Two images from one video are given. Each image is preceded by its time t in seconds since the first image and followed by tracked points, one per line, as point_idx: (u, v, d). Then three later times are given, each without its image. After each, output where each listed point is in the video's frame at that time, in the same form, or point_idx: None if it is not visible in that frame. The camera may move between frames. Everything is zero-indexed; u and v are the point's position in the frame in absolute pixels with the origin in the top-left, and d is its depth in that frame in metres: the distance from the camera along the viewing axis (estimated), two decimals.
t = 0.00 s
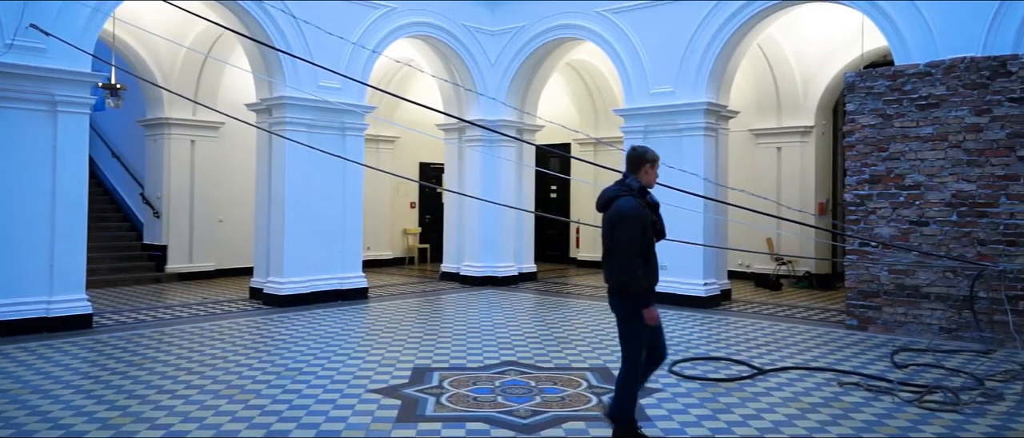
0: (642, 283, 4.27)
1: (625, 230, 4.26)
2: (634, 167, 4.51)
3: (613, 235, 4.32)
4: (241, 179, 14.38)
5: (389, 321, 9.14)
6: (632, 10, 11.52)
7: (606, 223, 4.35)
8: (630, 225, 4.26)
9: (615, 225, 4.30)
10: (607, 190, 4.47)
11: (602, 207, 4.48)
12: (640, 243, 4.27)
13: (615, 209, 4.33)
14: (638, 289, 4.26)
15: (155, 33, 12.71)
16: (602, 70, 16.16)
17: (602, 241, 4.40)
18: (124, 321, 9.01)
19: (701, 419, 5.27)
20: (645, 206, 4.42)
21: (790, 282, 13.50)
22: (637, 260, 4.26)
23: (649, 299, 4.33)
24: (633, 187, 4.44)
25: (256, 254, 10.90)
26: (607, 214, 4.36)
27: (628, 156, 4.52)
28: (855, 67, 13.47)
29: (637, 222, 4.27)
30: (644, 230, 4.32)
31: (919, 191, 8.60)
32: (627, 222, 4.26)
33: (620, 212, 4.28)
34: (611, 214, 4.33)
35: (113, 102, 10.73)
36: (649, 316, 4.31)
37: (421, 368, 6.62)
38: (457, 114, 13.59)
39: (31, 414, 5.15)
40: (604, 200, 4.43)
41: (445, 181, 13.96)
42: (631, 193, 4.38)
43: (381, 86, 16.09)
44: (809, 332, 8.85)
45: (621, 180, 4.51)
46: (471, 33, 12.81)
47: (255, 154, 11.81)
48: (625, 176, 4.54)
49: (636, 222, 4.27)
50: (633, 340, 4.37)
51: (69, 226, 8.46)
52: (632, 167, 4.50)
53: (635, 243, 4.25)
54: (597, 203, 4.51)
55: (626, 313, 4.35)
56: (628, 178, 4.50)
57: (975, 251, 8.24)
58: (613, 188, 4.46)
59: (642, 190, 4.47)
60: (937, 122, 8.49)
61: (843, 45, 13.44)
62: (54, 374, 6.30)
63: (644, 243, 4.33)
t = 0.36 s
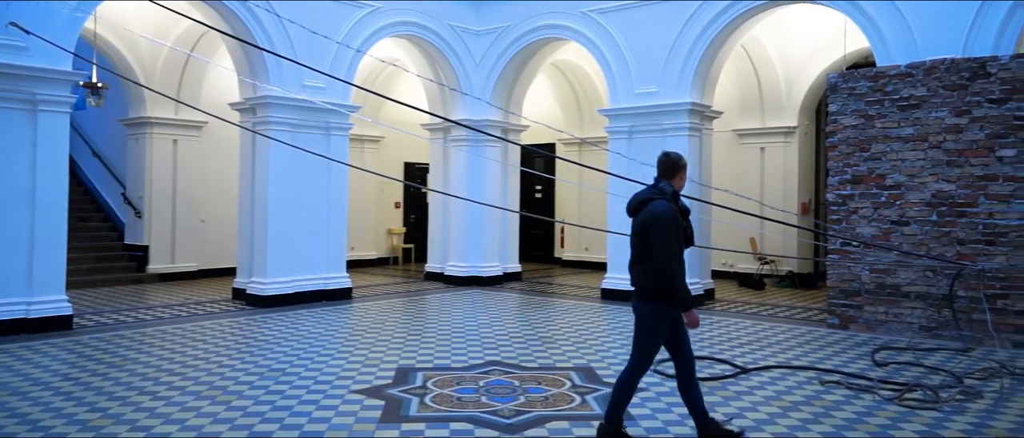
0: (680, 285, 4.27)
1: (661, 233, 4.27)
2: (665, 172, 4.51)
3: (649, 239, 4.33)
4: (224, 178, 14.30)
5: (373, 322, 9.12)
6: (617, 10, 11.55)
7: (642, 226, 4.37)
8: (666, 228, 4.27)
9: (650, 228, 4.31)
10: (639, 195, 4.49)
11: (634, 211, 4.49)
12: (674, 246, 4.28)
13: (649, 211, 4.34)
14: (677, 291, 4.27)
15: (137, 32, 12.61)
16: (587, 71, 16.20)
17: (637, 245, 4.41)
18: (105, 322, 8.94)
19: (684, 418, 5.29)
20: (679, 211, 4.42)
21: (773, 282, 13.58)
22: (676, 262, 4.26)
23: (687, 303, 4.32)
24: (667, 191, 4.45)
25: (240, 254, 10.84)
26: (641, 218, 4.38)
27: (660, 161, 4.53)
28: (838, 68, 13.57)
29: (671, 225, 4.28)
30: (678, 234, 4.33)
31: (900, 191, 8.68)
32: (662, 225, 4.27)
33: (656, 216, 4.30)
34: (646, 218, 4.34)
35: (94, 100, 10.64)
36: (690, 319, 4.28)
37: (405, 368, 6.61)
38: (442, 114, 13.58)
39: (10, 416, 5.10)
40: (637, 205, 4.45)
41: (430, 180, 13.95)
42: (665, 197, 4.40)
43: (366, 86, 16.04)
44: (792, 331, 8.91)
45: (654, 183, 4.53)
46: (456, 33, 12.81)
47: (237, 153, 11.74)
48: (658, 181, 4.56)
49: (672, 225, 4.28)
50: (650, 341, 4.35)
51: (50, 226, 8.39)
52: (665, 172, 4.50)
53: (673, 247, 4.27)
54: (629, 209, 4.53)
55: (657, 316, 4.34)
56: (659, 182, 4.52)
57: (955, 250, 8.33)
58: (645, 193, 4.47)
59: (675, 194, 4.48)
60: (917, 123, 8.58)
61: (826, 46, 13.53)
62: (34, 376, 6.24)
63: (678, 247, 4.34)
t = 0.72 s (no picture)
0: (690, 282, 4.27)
1: (675, 226, 4.29)
2: (676, 169, 4.57)
3: (662, 234, 4.35)
4: (186, 178, 14.09)
5: (338, 323, 9.06)
6: (583, 11, 11.61)
7: (655, 221, 4.39)
8: (680, 222, 4.28)
9: (665, 222, 4.33)
10: (652, 190, 4.52)
11: (646, 207, 4.51)
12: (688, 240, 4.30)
13: (664, 205, 4.37)
14: (686, 290, 4.28)
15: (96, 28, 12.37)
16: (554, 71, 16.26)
17: (650, 240, 4.43)
18: (63, 324, 8.76)
19: (649, 416, 5.34)
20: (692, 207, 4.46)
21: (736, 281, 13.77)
22: (688, 257, 4.28)
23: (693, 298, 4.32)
24: (679, 188, 4.50)
25: (202, 255, 10.69)
26: (654, 212, 4.41)
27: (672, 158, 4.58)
28: (800, 70, 13.79)
29: (686, 219, 4.30)
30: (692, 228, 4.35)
31: (859, 191, 8.85)
32: (676, 219, 4.28)
33: (670, 209, 4.32)
34: (659, 212, 4.37)
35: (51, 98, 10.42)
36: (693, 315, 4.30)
37: (371, 369, 6.58)
38: (409, 114, 13.54)
39: None
40: (650, 200, 4.48)
41: (397, 180, 13.89)
42: (678, 192, 4.44)
43: (331, 85, 15.92)
44: (755, 329, 9.04)
45: (666, 180, 4.57)
46: (423, 32, 12.77)
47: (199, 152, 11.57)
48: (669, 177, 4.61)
49: (686, 219, 4.30)
50: (680, 342, 4.41)
51: (4, 227, 8.19)
52: (678, 170, 4.57)
53: (686, 243, 4.28)
54: (641, 204, 4.56)
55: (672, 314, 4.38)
56: (671, 179, 4.57)
57: (912, 249, 8.51)
58: (659, 188, 4.51)
59: (687, 190, 4.53)
60: (876, 124, 8.76)
61: (789, 48, 13.73)
62: None
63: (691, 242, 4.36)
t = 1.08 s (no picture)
0: (685, 285, 4.28)
1: (677, 229, 4.32)
2: (679, 170, 4.57)
3: (663, 236, 4.39)
4: (145, 177, 13.86)
5: (301, 324, 8.97)
6: (549, 12, 11.64)
7: (657, 223, 4.43)
8: (682, 225, 4.32)
9: (667, 225, 4.36)
10: (654, 192, 4.55)
11: (649, 208, 4.54)
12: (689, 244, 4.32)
13: (667, 208, 4.39)
14: (684, 293, 4.28)
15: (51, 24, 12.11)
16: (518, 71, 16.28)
17: (652, 241, 4.47)
18: (16, 327, 8.55)
19: (612, 414, 5.38)
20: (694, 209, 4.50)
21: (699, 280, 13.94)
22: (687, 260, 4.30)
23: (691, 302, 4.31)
24: (684, 190, 4.52)
25: (161, 256, 10.52)
26: (656, 215, 4.45)
27: (676, 159, 4.59)
28: (761, 72, 13.99)
29: (686, 223, 4.33)
30: (693, 232, 4.37)
31: (818, 191, 9.01)
32: (677, 223, 4.32)
33: (673, 212, 4.35)
34: (661, 215, 4.40)
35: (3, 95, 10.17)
36: (690, 320, 4.28)
37: (333, 370, 6.53)
38: (374, 113, 13.48)
39: None
40: (652, 201, 4.50)
41: (361, 180, 13.82)
42: (680, 194, 4.46)
43: (294, 83, 15.76)
44: (716, 327, 9.16)
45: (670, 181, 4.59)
46: (388, 31, 12.72)
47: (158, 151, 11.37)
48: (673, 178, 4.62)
49: (686, 223, 4.33)
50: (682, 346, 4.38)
51: None
52: (680, 171, 4.56)
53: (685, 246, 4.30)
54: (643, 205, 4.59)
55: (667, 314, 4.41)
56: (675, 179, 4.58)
57: (868, 248, 8.69)
58: (662, 190, 4.53)
59: (691, 193, 4.55)
60: (834, 125, 8.93)
61: (751, 50, 13.92)
62: None
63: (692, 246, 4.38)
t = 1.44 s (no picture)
0: (683, 289, 4.34)
1: (683, 234, 4.39)
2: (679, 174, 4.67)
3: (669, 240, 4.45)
4: (87, 176, 13.49)
5: (249, 325, 8.84)
6: (502, 12, 11.65)
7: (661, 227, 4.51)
8: (688, 231, 4.39)
9: (673, 229, 4.43)
10: (656, 196, 4.64)
11: (653, 211, 4.61)
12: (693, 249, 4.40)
13: (673, 212, 4.46)
14: (683, 297, 4.34)
15: None
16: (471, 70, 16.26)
17: (656, 244, 4.54)
18: None
19: (563, 413, 5.42)
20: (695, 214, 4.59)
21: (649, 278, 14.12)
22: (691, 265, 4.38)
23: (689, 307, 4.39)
24: (685, 195, 4.62)
25: (104, 257, 10.25)
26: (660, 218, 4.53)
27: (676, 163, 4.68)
28: (710, 74, 14.23)
29: (692, 229, 4.41)
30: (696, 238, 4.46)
31: (765, 191, 9.19)
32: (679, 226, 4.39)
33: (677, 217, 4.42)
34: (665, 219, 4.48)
35: None
36: (685, 326, 4.36)
37: (281, 373, 6.44)
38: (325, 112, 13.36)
39: None
40: (655, 205, 4.59)
41: (311, 179, 13.68)
42: (682, 199, 4.54)
43: (243, 81, 15.50)
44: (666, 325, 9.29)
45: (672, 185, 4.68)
46: (340, 29, 12.64)
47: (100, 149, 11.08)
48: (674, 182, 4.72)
49: (689, 227, 4.40)
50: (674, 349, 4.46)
51: None
52: (681, 174, 4.66)
53: (690, 251, 4.38)
54: (646, 208, 4.68)
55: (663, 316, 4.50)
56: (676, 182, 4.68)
57: (813, 246, 8.89)
58: (664, 193, 4.62)
59: (692, 198, 4.64)
60: (780, 127, 9.12)
61: (701, 52, 14.13)
62: None
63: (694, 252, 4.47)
